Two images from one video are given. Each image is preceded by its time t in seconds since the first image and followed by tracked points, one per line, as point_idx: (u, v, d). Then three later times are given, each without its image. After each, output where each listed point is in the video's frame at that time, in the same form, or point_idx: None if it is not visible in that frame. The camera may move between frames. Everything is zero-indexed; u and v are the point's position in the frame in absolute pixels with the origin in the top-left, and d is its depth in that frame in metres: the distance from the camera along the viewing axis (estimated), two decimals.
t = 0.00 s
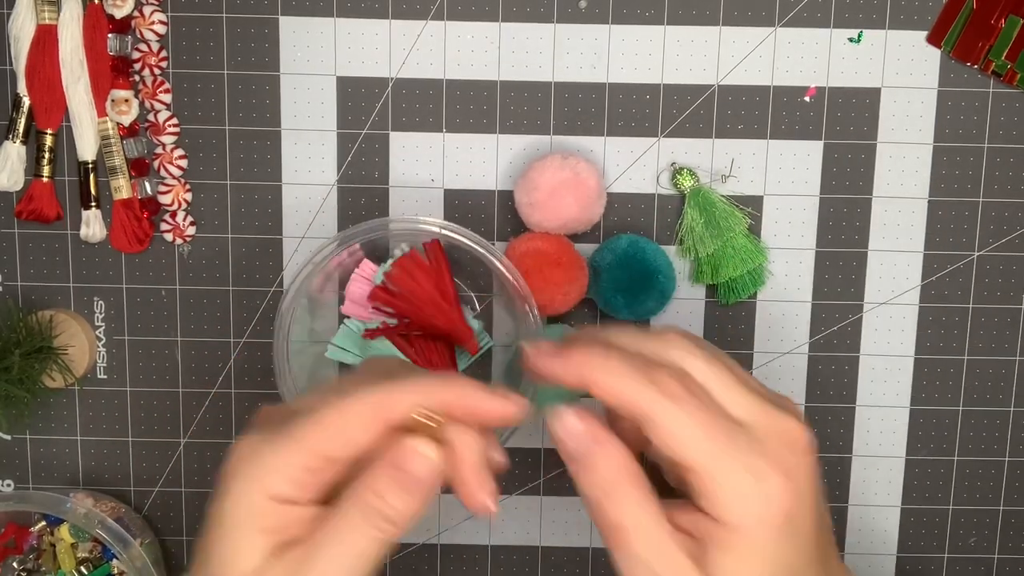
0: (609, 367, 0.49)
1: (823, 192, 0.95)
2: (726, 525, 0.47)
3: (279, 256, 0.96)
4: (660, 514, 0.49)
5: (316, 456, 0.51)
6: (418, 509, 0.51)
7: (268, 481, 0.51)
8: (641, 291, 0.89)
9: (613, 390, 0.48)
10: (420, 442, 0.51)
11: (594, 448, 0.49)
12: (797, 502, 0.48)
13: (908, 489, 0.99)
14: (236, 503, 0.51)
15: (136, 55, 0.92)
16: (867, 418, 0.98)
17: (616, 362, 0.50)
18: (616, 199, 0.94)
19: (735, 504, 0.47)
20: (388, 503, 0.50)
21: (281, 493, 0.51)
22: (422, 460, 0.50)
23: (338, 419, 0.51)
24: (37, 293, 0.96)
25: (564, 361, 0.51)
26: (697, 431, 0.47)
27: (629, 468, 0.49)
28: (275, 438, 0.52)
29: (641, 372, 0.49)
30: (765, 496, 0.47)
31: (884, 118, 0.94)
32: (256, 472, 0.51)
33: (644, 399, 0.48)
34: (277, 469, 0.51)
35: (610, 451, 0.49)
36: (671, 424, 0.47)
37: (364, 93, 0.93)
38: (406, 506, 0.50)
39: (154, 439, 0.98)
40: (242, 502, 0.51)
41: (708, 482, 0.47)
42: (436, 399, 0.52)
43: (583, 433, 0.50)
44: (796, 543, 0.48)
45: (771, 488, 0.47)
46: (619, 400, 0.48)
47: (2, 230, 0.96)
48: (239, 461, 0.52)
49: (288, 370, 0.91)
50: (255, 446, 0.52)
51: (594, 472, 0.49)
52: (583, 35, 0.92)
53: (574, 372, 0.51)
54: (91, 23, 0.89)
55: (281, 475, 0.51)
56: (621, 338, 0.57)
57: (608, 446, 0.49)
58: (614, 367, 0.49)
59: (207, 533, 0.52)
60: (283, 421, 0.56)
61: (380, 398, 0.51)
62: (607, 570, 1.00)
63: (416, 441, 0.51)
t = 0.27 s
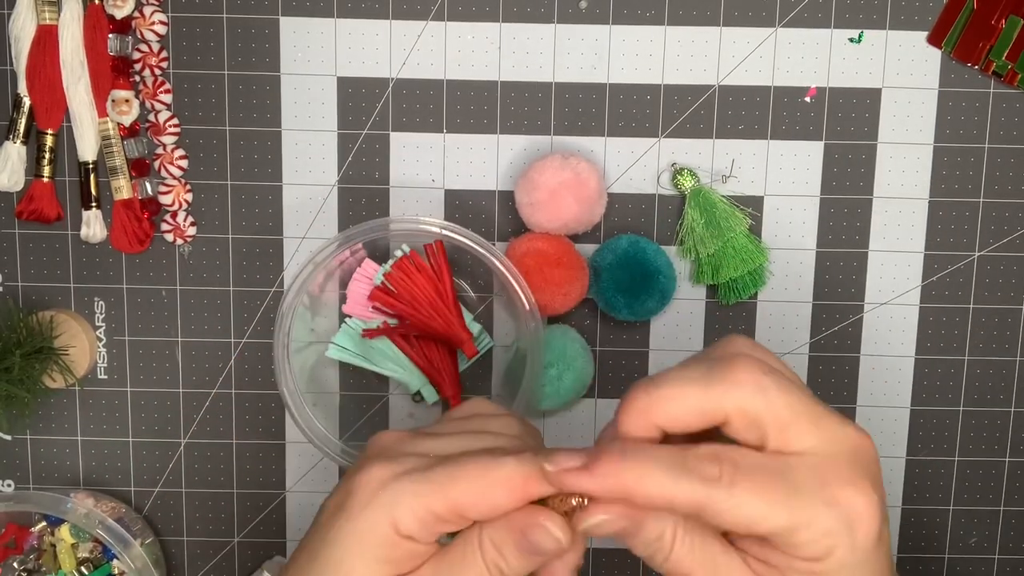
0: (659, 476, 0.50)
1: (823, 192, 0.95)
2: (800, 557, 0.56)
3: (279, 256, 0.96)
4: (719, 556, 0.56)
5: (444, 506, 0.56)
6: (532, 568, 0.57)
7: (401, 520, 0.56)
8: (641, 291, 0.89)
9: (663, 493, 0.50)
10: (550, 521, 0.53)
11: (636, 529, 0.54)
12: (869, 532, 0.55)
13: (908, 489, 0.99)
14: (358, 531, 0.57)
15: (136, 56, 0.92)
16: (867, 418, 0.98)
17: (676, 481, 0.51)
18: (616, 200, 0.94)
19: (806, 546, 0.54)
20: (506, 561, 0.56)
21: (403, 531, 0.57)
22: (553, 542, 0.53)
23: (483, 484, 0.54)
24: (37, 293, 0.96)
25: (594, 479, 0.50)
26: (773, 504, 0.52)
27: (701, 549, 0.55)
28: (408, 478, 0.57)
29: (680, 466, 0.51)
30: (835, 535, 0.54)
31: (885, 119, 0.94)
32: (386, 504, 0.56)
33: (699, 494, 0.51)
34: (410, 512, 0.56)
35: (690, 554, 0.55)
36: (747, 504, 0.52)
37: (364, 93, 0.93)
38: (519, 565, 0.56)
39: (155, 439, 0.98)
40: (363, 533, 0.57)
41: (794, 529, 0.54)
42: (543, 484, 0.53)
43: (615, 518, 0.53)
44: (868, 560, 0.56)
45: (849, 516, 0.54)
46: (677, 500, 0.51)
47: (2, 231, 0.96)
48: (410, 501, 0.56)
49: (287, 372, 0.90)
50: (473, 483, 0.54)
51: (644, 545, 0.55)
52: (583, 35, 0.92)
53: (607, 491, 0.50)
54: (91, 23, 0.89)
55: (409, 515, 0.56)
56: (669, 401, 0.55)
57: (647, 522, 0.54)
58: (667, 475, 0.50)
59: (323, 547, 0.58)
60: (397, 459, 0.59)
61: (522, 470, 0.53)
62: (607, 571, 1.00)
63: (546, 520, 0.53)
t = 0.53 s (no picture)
0: (751, 438, 0.47)
1: (823, 192, 0.95)
2: (862, 552, 0.50)
3: (279, 256, 0.95)
4: (774, 553, 0.51)
5: (442, 475, 0.51)
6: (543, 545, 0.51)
7: (400, 498, 0.52)
8: (641, 291, 0.89)
9: (755, 466, 0.48)
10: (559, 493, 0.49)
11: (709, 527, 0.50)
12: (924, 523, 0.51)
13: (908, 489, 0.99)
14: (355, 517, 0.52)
15: (136, 56, 0.92)
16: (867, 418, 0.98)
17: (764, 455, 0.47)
18: (616, 200, 0.94)
19: (865, 534, 0.50)
20: (513, 539, 0.50)
21: (405, 510, 0.52)
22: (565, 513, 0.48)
23: (476, 447, 0.50)
24: (37, 293, 0.96)
25: (686, 464, 0.47)
26: (853, 481, 0.48)
27: (758, 546, 0.51)
28: (402, 454, 0.52)
29: (777, 426, 0.48)
30: (898, 521, 0.50)
31: (885, 119, 0.94)
32: (383, 483, 0.52)
33: (798, 458, 0.48)
34: (408, 489, 0.52)
35: (749, 544, 0.50)
36: (819, 477, 0.48)
37: (364, 93, 0.93)
38: (529, 543, 0.50)
39: (154, 439, 0.98)
40: (360, 515, 0.52)
41: (860, 511, 0.49)
42: (537, 447, 0.51)
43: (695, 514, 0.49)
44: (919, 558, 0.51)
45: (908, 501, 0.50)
46: (776, 467, 0.48)
47: (2, 231, 0.96)
48: (402, 480, 0.51)
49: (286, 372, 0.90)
50: (466, 449, 0.51)
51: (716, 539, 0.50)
52: (583, 35, 0.92)
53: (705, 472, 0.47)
54: (91, 23, 0.88)
55: (409, 492, 0.52)
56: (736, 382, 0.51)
57: (728, 519, 0.49)
58: (759, 444, 0.47)
59: (319, 538, 0.53)
60: (389, 440, 0.55)
61: (516, 434, 0.51)
62: (607, 571, 1.00)
63: (552, 494, 0.48)
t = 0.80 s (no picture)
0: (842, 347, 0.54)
1: (823, 192, 0.95)
2: (918, 501, 0.54)
3: (279, 256, 0.95)
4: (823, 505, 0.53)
5: (348, 404, 0.54)
6: (469, 443, 0.54)
7: (332, 458, 0.53)
8: (641, 291, 0.89)
9: (813, 399, 0.52)
10: (455, 375, 0.54)
11: (756, 456, 0.52)
12: (982, 489, 0.55)
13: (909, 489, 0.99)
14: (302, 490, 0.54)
15: (136, 55, 0.92)
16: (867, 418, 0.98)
17: (900, 397, 0.53)
18: (616, 200, 0.94)
19: (928, 483, 0.53)
20: (443, 444, 0.53)
21: (341, 463, 0.54)
22: (467, 387, 0.53)
23: (349, 366, 0.54)
24: (37, 293, 0.96)
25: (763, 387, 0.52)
26: (907, 424, 0.52)
27: (806, 482, 0.52)
28: (305, 420, 0.54)
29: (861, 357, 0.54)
30: (959, 476, 0.53)
31: (885, 118, 0.94)
32: (306, 447, 0.54)
33: (859, 397, 0.52)
34: (332, 442, 0.53)
35: (801, 476, 0.52)
36: (891, 415, 0.52)
37: (364, 93, 0.93)
38: (460, 443, 0.53)
39: (154, 439, 0.98)
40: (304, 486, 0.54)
41: (927, 461, 0.53)
42: (393, 332, 0.57)
43: (745, 432, 0.52)
44: (972, 523, 0.54)
45: (963, 467, 0.54)
46: (829, 405, 0.53)
47: (2, 231, 0.96)
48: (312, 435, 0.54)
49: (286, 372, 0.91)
50: (355, 373, 0.54)
51: (756, 471, 0.52)
52: (583, 35, 0.92)
53: (773, 396, 0.52)
54: (91, 23, 0.88)
55: (332, 442, 0.53)
56: (807, 307, 0.58)
57: (775, 442, 0.52)
58: (827, 377, 0.52)
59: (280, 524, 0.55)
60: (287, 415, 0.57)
61: (371, 331, 0.56)
62: (607, 571, 1.00)
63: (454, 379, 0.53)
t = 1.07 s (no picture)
0: (782, 319, 0.51)
1: (823, 192, 0.95)
2: (853, 527, 0.48)
3: (279, 256, 0.95)
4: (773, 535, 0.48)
5: (495, 487, 0.50)
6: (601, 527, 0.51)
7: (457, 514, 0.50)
8: (641, 291, 0.89)
9: (718, 441, 0.46)
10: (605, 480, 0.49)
11: (666, 487, 0.46)
12: (928, 504, 0.48)
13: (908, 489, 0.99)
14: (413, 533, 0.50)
15: (136, 55, 0.92)
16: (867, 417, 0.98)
17: (807, 431, 0.46)
18: (616, 200, 0.94)
19: (858, 511, 0.48)
20: (574, 529, 0.50)
21: (462, 523, 0.50)
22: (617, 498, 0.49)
23: (534, 457, 0.49)
24: (37, 293, 0.96)
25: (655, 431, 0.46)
26: (821, 456, 0.46)
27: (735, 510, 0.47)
28: (450, 472, 0.50)
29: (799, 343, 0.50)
30: (892, 500, 0.47)
31: (885, 118, 0.94)
32: (435, 500, 0.50)
33: (757, 433, 0.46)
34: (461, 500, 0.50)
35: (723, 507, 0.47)
36: (804, 447, 0.46)
37: (364, 93, 0.93)
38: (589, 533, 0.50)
39: (154, 439, 0.98)
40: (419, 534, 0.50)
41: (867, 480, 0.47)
42: (586, 445, 0.49)
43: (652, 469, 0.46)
44: (922, 538, 0.49)
45: (908, 487, 0.48)
46: (728, 449, 0.46)
47: (2, 230, 0.96)
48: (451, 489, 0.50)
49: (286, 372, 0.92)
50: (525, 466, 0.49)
51: (673, 506, 0.47)
52: (583, 35, 0.92)
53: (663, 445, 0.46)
54: (91, 23, 0.88)
55: (463, 505, 0.50)
56: (764, 316, 0.51)
57: (682, 478, 0.46)
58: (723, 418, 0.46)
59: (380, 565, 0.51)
60: (432, 453, 0.52)
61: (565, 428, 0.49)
62: (607, 571, 1.00)
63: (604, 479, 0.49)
